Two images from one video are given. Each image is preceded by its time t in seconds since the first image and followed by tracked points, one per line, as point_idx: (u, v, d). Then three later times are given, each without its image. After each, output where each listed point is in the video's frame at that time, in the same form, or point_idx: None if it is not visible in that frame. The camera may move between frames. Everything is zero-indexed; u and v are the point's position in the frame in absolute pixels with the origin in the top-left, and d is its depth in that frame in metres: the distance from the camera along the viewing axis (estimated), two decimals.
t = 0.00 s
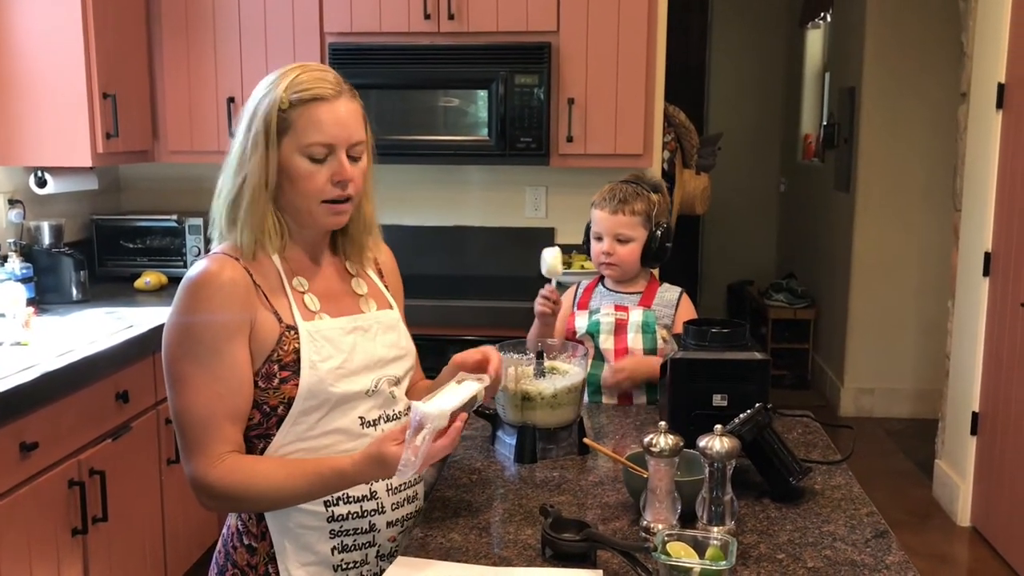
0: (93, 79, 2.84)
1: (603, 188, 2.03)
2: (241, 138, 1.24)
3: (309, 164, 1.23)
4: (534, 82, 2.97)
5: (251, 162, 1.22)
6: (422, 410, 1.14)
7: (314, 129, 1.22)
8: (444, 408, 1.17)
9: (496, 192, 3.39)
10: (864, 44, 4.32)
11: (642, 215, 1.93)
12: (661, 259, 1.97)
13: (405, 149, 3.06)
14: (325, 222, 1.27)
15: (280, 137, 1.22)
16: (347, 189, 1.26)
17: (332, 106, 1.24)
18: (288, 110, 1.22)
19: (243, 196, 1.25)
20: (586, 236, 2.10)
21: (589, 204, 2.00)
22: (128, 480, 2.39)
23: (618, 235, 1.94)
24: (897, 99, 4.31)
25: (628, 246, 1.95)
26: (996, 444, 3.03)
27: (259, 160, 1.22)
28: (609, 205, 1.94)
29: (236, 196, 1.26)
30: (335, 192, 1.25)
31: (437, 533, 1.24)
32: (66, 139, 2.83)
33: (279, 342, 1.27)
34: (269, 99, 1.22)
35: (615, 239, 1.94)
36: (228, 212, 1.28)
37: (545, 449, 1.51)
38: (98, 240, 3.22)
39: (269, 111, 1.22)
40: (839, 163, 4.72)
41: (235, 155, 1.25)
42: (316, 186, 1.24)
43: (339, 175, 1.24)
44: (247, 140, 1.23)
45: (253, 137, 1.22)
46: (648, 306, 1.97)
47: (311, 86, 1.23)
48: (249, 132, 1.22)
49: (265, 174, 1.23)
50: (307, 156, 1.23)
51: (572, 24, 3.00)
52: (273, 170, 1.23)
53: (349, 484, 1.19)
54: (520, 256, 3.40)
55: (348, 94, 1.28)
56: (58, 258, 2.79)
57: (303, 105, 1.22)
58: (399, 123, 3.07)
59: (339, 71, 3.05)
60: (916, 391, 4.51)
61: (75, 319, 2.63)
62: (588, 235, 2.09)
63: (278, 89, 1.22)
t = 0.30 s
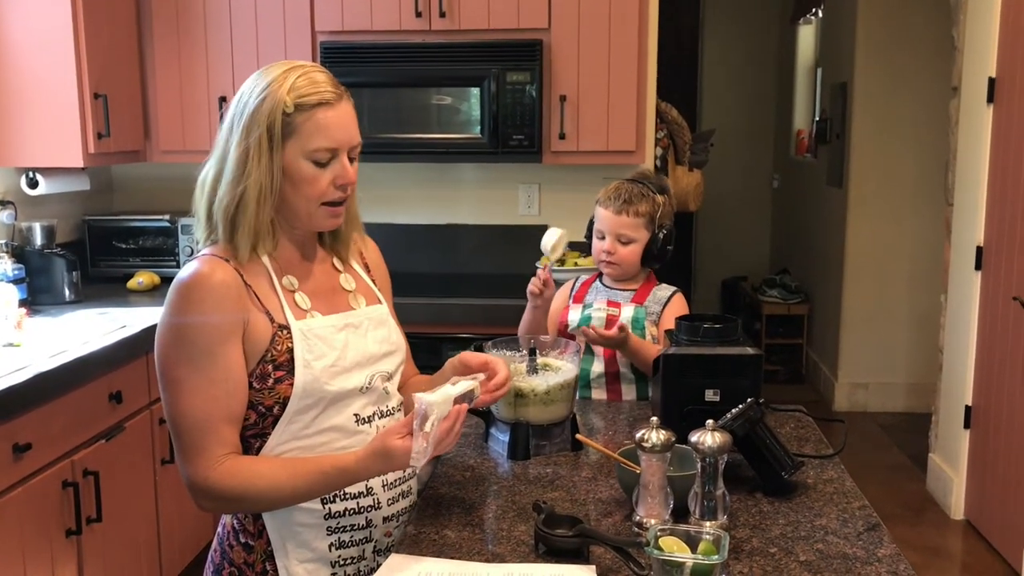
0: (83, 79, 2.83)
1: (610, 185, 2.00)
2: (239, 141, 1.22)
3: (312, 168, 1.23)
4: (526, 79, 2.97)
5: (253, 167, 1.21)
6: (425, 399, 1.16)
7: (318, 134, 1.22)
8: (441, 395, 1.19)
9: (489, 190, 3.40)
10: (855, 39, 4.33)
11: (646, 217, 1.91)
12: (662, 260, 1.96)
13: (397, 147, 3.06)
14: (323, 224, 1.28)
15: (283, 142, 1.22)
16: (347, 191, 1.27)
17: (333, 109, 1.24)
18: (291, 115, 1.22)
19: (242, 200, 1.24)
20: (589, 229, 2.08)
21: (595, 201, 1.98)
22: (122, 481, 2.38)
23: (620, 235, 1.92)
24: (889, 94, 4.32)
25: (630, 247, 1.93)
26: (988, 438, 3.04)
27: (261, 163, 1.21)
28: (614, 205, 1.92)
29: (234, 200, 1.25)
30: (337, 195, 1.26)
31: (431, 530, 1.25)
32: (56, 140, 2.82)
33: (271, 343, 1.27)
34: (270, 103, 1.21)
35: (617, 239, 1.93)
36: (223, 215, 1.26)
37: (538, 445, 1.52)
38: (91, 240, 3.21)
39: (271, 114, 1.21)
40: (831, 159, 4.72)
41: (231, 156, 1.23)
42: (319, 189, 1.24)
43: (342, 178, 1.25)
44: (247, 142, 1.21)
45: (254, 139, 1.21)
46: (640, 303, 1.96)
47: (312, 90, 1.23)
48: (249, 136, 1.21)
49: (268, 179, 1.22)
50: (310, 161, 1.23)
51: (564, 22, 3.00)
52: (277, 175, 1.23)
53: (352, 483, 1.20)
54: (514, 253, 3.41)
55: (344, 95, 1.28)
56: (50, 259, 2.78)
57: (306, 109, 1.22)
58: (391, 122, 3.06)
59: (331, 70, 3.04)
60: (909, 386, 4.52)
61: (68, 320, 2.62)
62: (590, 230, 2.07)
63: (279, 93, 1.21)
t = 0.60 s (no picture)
0: (76, 76, 2.82)
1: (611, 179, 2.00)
2: (262, 145, 1.19)
3: (330, 168, 1.25)
4: (520, 74, 2.96)
5: (282, 172, 1.20)
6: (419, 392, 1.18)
7: (337, 134, 1.24)
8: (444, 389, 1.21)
9: (483, 185, 3.39)
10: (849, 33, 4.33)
11: (649, 213, 1.91)
12: (665, 255, 1.94)
13: (390, 143, 3.05)
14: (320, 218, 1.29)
15: (307, 144, 1.22)
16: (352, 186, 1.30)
17: (344, 108, 1.26)
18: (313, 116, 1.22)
19: (264, 205, 1.21)
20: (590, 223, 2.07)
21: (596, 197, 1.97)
22: (115, 478, 2.38)
23: (623, 232, 1.92)
24: (882, 87, 4.32)
25: (633, 244, 1.93)
26: (982, 430, 3.05)
27: (286, 165, 1.20)
28: (616, 201, 1.92)
29: (255, 206, 1.21)
30: (346, 191, 1.29)
31: (425, 525, 1.24)
32: (48, 138, 2.82)
33: (266, 341, 1.26)
34: (295, 105, 1.19)
35: (620, 236, 1.92)
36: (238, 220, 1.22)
37: (532, 440, 1.52)
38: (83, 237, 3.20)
39: (296, 115, 1.20)
40: (825, 153, 4.73)
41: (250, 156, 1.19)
42: (333, 188, 1.26)
43: (352, 175, 1.28)
44: (271, 145, 1.19)
45: (280, 141, 1.19)
46: (634, 299, 1.96)
47: (325, 89, 1.23)
48: (277, 141, 1.19)
49: (296, 184, 1.22)
50: (328, 161, 1.24)
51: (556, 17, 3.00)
52: (302, 179, 1.22)
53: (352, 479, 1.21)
54: (508, 249, 3.41)
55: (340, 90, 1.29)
56: (43, 257, 2.78)
57: (327, 111, 1.23)
58: (385, 117, 3.06)
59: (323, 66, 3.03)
60: (903, 379, 4.53)
61: (61, 317, 2.61)
62: (592, 224, 2.06)
63: (300, 94, 1.20)
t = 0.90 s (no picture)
0: (71, 70, 2.82)
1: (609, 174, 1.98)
2: (277, 141, 1.19)
3: (335, 161, 1.26)
4: (517, 69, 2.96)
5: (299, 168, 1.20)
6: (437, 388, 1.20)
7: (341, 128, 1.25)
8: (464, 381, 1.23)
9: (481, 180, 3.39)
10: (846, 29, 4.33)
11: (650, 208, 1.90)
12: (666, 249, 1.96)
13: (388, 138, 3.05)
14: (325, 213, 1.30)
15: (317, 138, 1.22)
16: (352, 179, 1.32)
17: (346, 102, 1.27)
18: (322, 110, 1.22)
19: (282, 201, 1.21)
20: (590, 216, 2.07)
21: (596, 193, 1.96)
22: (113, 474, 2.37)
23: (626, 228, 1.91)
24: (879, 83, 4.32)
25: (636, 239, 1.93)
26: (979, 425, 3.06)
27: (300, 159, 1.21)
28: (617, 198, 1.90)
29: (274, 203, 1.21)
30: (347, 185, 1.30)
31: (422, 520, 1.24)
32: (44, 133, 2.81)
33: (274, 335, 1.26)
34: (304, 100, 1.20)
35: (622, 232, 1.92)
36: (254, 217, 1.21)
37: (530, 435, 1.52)
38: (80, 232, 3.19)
39: (307, 110, 1.20)
40: (823, 148, 4.73)
41: (266, 152, 1.19)
42: (338, 181, 1.28)
43: (353, 168, 1.30)
44: (288, 140, 1.19)
45: (294, 136, 1.19)
46: (634, 295, 1.96)
47: (329, 83, 1.24)
48: (290, 135, 1.19)
49: (310, 180, 1.22)
50: (333, 154, 1.25)
51: (554, 12, 2.99)
52: (316, 175, 1.23)
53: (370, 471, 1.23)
54: (507, 244, 3.40)
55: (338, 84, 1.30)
56: (40, 252, 2.77)
57: (333, 105, 1.24)
58: (381, 112, 3.05)
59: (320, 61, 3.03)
60: (900, 374, 4.54)
61: (58, 312, 2.61)
62: (593, 219, 2.06)
63: (310, 89, 1.21)
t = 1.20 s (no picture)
0: (73, 70, 2.82)
1: (613, 175, 1.99)
2: (255, 131, 1.19)
3: (325, 157, 1.24)
4: (518, 69, 2.97)
5: (273, 159, 1.19)
6: (443, 391, 1.21)
7: (334, 123, 1.23)
8: (469, 381, 1.23)
9: (482, 180, 3.39)
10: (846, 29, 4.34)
11: (654, 209, 1.91)
12: (669, 250, 1.96)
13: (389, 137, 3.06)
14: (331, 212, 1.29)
15: (301, 132, 1.21)
16: (354, 179, 1.29)
17: (345, 99, 1.25)
18: (308, 105, 1.21)
19: (259, 190, 1.21)
20: (593, 217, 2.07)
21: (599, 194, 1.97)
22: (114, 472, 2.38)
23: (629, 229, 1.92)
24: (879, 83, 4.33)
25: (639, 240, 1.93)
26: (978, 425, 3.06)
27: (279, 152, 1.20)
28: (621, 199, 1.91)
29: (251, 192, 1.21)
30: (346, 184, 1.27)
31: (424, 519, 1.25)
32: (45, 132, 2.81)
33: (283, 333, 1.26)
34: (287, 92, 1.19)
35: (626, 233, 1.93)
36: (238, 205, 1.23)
37: (531, 434, 1.53)
38: (82, 231, 3.19)
39: (290, 103, 1.19)
40: (823, 148, 4.73)
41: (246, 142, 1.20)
42: (330, 179, 1.25)
43: (351, 167, 1.26)
44: (265, 131, 1.19)
45: (273, 128, 1.19)
46: (636, 295, 1.96)
47: (325, 80, 1.23)
48: (266, 125, 1.19)
49: (286, 172, 1.21)
50: (323, 150, 1.23)
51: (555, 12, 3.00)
52: (295, 168, 1.22)
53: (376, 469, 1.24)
54: (508, 243, 3.41)
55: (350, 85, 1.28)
56: (42, 251, 2.78)
57: (322, 100, 1.22)
58: (382, 111, 3.06)
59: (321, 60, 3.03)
60: (900, 374, 4.55)
61: (60, 311, 2.62)
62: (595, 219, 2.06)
63: (296, 82, 1.20)
